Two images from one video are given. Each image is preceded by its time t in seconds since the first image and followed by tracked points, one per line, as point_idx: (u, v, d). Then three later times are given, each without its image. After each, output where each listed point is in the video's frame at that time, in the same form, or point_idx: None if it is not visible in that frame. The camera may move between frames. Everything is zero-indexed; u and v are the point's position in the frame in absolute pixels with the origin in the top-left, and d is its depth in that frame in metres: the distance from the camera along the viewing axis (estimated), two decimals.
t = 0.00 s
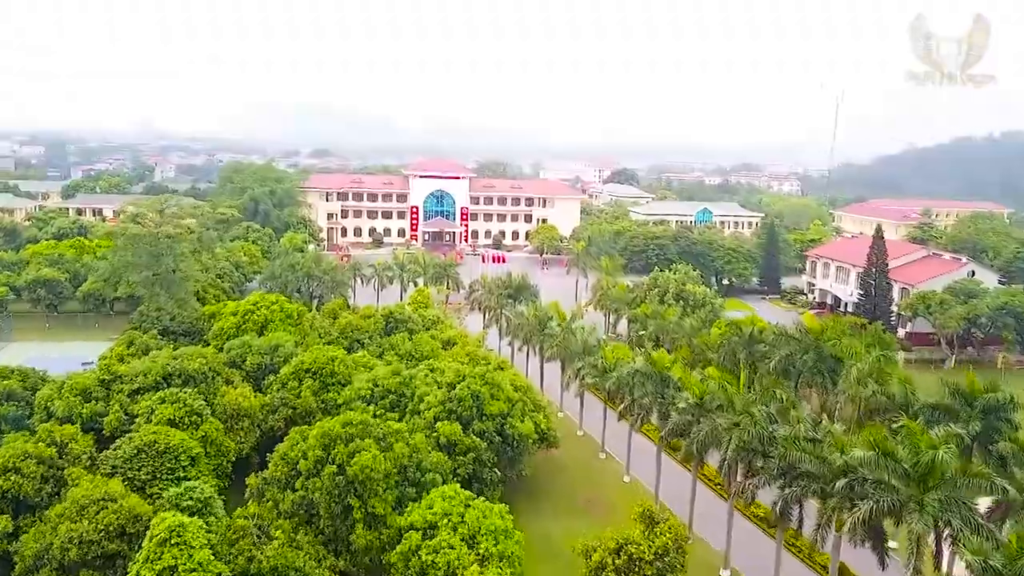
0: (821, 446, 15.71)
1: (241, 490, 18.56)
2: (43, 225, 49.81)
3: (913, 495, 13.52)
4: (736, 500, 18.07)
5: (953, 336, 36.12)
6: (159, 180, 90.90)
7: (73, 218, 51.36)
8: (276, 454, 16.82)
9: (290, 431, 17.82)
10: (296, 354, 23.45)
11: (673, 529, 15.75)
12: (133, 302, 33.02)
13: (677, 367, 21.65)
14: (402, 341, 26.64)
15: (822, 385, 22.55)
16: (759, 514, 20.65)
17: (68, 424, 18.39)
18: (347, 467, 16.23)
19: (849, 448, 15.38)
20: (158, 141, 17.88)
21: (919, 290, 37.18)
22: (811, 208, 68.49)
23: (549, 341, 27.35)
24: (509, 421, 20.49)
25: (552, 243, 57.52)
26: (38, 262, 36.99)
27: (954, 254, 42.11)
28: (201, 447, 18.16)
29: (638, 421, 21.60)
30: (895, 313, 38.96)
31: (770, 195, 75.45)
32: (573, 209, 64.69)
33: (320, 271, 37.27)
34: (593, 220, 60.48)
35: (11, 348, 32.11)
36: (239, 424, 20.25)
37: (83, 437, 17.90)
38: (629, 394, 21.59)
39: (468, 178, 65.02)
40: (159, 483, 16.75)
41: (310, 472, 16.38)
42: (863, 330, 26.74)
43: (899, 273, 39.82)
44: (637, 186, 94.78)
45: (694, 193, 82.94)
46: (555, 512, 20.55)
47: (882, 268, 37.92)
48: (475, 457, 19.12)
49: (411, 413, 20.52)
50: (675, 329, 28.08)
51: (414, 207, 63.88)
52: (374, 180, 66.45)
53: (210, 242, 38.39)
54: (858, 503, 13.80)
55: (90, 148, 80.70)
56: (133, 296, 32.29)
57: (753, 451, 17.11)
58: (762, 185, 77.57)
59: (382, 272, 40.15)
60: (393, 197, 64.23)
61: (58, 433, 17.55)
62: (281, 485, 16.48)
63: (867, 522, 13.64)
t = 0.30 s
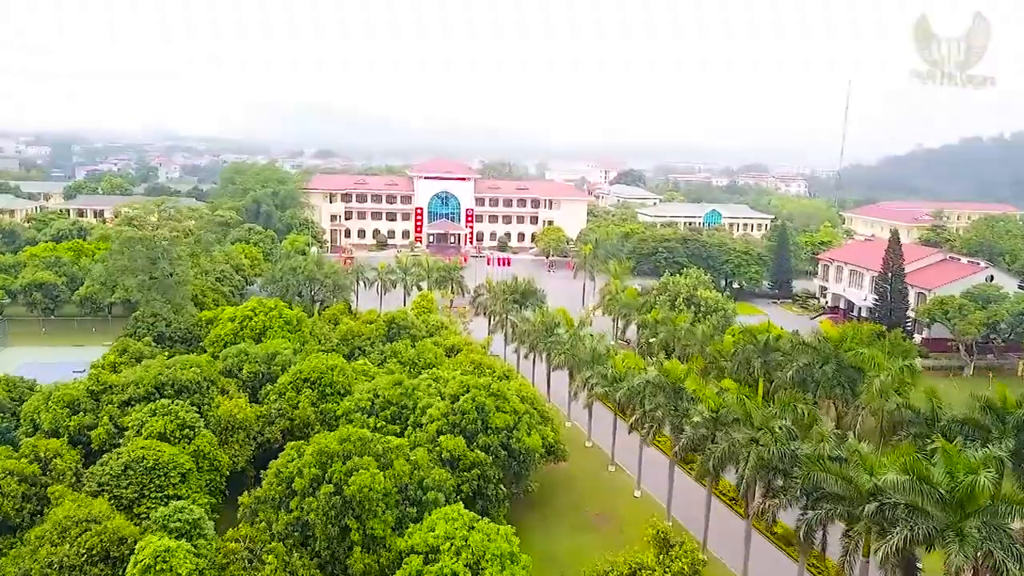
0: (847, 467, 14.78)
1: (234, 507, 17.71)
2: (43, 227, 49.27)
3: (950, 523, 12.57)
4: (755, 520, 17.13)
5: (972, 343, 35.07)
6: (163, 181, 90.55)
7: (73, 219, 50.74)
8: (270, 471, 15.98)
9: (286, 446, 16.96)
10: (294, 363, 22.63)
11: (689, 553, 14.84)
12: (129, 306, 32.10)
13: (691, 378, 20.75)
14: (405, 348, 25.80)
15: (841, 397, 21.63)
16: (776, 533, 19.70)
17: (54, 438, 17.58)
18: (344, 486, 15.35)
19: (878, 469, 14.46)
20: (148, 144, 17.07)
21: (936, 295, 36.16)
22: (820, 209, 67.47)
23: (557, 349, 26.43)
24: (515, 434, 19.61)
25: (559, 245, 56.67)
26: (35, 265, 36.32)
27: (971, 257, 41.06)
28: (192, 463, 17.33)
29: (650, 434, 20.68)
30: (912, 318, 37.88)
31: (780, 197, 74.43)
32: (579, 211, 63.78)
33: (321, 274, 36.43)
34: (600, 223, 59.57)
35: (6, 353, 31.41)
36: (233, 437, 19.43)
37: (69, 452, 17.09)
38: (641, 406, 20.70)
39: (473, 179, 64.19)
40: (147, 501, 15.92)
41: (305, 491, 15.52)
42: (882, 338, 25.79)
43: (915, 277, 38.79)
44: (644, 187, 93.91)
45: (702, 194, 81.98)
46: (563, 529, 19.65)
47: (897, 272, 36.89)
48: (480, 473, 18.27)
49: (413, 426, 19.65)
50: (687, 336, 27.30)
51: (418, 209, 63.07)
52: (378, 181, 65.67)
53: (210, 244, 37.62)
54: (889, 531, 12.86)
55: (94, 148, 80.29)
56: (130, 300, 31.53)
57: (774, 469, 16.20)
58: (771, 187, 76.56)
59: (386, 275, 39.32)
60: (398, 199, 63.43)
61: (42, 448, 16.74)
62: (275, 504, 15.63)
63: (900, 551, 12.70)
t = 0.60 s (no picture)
0: (878, 490, 13.85)
1: (226, 526, 16.89)
2: (42, 228, 48.64)
3: (994, 555, 11.63)
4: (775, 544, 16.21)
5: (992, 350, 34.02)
6: (168, 181, 89.97)
7: (72, 221, 50.04)
8: (263, 490, 15.12)
9: (281, 464, 16.12)
10: (292, 372, 21.78)
11: None
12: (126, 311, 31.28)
13: (707, 391, 19.84)
14: (407, 355, 24.95)
15: (862, 409, 20.84)
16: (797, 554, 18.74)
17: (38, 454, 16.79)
18: (341, 507, 14.48)
19: (912, 492, 13.50)
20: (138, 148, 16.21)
21: (955, 300, 35.12)
22: (831, 211, 66.33)
23: (565, 357, 25.50)
24: (523, 448, 18.71)
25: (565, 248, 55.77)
26: (31, 267, 35.57)
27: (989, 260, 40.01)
28: (183, 479, 16.49)
29: (663, 449, 19.76)
30: (928, 323, 36.84)
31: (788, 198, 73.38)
32: (586, 213, 62.86)
33: (323, 278, 35.56)
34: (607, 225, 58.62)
35: None
36: (226, 450, 18.60)
37: (54, 468, 16.28)
38: (653, 419, 19.80)
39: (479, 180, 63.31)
40: (133, 522, 15.11)
41: (300, 513, 14.64)
42: (903, 347, 24.83)
43: (932, 281, 37.73)
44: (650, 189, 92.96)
45: (710, 196, 81.03)
46: (572, 549, 18.74)
47: (915, 277, 35.83)
48: (485, 491, 17.39)
49: (415, 441, 18.81)
50: (699, 344, 26.45)
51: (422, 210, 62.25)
52: (383, 182, 64.86)
53: (210, 246, 36.84)
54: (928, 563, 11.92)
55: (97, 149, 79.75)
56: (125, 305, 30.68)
57: (797, 491, 15.27)
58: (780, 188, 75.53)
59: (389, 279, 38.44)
60: (402, 200, 62.59)
61: (25, 465, 15.96)
62: (268, 526, 14.79)
63: None
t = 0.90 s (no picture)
0: (911, 516, 12.97)
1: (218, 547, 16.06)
2: (42, 230, 48.00)
3: None
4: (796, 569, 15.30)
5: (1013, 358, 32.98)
6: (171, 183, 89.31)
7: (72, 222, 49.39)
8: (256, 512, 14.30)
9: (275, 482, 15.29)
10: (289, 382, 20.93)
11: None
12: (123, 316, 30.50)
13: (723, 404, 18.92)
14: (410, 364, 24.09)
15: (885, 423, 19.88)
16: None
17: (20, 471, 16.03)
18: (337, 532, 13.64)
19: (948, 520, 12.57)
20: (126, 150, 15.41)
21: (974, 306, 34.09)
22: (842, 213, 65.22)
23: (573, 366, 24.58)
24: (529, 464, 17.82)
25: (571, 250, 54.89)
26: (26, 270, 34.85)
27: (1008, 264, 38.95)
28: (172, 498, 15.68)
29: (677, 464, 18.86)
30: (946, 329, 35.83)
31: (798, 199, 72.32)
32: (593, 216, 61.96)
33: (324, 283, 34.74)
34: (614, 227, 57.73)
35: None
36: (219, 466, 17.78)
37: (36, 487, 15.52)
38: (665, 433, 18.89)
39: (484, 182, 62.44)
40: (117, 545, 14.33)
41: (293, 538, 13.81)
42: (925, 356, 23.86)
43: (950, 286, 36.69)
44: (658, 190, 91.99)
45: (719, 197, 80.06)
46: (582, 569, 17.85)
47: (933, 282, 34.80)
48: (490, 511, 16.52)
49: (417, 456, 17.97)
50: (712, 352, 25.54)
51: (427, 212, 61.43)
52: (387, 183, 64.02)
53: (209, 249, 36.08)
54: None
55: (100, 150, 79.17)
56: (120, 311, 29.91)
57: (822, 514, 14.34)
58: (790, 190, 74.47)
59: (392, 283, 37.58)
60: (406, 201, 61.78)
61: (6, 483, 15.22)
62: (260, 550, 13.96)
63: None
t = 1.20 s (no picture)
0: (949, 548, 12.04)
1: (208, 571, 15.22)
2: (41, 232, 47.36)
3: None
4: None
5: None
6: (174, 184, 88.76)
7: (71, 224, 48.70)
8: (247, 537, 13.47)
9: (268, 505, 14.44)
10: (286, 393, 20.06)
11: None
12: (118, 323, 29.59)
13: (741, 419, 17.98)
14: (412, 372, 23.17)
15: (911, 439, 18.89)
16: None
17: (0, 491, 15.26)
18: (332, 560, 12.78)
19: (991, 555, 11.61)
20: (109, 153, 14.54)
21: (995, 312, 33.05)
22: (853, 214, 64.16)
23: (580, 376, 23.66)
24: (536, 482, 16.90)
25: (578, 253, 53.99)
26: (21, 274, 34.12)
27: None
28: (159, 520, 14.84)
29: (693, 482, 17.94)
30: (965, 335, 34.80)
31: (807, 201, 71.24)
32: (600, 218, 61.05)
33: (326, 287, 33.89)
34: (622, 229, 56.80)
35: None
36: (211, 483, 16.93)
37: (16, 510, 14.72)
38: (680, 448, 17.94)
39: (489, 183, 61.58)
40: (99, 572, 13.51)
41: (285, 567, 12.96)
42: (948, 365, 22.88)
43: (969, 291, 35.63)
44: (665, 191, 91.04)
45: (727, 198, 79.11)
46: None
47: (952, 287, 33.75)
48: (495, 533, 15.65)
49: (419, 473, 17.09)
50: (725, 361, 24.65)
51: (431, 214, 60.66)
52: (391, 185, 63.21)
53: (207, 253, 35.27)
54: None
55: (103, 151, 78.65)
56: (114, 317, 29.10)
57: (851, 541, 13.45)
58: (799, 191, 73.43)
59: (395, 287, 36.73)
60: (410, 203, 60.96)
61: None
62: None
63: None
